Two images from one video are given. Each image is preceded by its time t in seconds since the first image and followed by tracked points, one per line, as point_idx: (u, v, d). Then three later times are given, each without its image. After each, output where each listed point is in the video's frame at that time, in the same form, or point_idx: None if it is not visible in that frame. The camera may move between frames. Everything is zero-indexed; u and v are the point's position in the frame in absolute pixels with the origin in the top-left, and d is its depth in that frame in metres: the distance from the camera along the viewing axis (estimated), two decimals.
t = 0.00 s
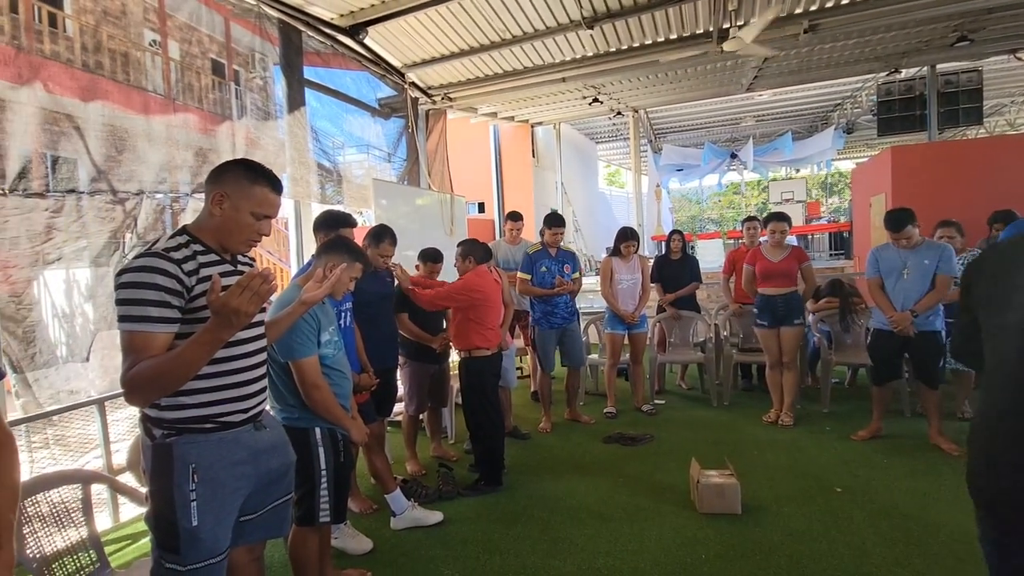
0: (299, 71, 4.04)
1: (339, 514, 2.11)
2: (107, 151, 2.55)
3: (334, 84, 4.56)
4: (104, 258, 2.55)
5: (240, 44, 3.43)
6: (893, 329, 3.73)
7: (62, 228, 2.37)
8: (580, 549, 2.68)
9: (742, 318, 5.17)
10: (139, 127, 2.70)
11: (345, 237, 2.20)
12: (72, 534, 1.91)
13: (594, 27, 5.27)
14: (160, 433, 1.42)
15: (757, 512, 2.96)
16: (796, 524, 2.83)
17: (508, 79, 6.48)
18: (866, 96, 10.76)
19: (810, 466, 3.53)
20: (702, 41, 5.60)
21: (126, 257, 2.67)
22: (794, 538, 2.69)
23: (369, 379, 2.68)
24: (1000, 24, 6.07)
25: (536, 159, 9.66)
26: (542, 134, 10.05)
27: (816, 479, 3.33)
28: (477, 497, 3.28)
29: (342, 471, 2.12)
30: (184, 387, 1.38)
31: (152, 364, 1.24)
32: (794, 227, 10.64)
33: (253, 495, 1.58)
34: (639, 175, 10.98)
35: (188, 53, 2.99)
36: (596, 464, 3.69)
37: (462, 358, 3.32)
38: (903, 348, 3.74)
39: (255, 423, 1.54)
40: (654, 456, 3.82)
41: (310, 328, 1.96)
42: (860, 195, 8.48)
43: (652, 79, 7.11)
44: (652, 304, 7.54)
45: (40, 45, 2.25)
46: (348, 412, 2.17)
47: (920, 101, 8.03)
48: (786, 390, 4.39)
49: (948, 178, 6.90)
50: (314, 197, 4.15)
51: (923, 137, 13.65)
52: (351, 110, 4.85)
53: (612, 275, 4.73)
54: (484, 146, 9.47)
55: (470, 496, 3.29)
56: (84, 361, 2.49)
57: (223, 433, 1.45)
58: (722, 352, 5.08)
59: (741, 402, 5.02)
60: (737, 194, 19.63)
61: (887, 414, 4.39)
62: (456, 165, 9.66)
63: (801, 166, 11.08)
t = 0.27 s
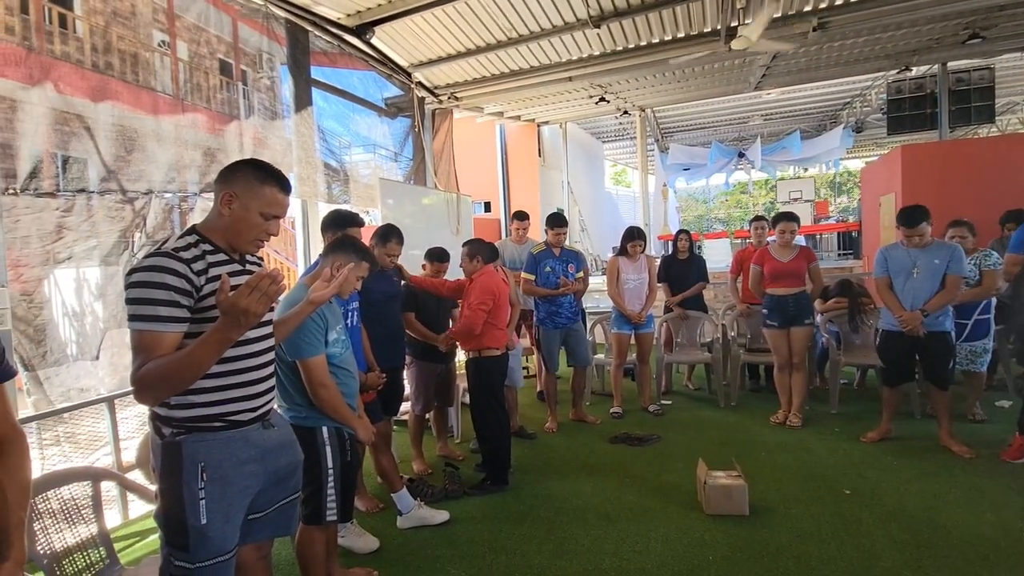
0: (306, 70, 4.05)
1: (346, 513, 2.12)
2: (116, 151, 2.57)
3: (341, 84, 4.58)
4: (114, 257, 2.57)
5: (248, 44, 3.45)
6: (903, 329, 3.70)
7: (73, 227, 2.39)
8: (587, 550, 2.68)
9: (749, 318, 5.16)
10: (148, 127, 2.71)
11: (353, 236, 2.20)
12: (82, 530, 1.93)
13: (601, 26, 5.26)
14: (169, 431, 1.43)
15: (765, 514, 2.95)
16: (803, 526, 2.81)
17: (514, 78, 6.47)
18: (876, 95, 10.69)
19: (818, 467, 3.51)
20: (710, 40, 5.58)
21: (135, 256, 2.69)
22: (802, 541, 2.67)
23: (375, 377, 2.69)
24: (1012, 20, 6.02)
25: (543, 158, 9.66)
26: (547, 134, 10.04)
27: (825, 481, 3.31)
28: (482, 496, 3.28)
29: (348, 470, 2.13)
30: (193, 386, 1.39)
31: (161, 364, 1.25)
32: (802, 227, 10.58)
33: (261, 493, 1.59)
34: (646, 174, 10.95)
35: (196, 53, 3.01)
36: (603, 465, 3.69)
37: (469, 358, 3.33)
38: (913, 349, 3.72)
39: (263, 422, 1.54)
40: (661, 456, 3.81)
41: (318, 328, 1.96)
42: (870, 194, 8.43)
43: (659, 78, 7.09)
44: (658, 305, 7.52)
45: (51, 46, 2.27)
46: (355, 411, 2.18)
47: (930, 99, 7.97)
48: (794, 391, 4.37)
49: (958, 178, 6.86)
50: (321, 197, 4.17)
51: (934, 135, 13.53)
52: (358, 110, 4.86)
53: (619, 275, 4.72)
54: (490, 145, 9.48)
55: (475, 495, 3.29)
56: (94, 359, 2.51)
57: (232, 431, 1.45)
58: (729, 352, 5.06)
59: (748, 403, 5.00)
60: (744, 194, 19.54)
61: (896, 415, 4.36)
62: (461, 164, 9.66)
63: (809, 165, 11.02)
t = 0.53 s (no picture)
0: (310, 70, 4.05)
1: (350, 511, 2.12)
2: (122, 151, 2.58)
3: (345, 83, 4.58)
4: (119, 256, 2.58)
5: (252, 44, 3.46)
6: (908, 329, 3.69)
7: (78, 226, 2.40)
8: (590, 549, 2.67)
9: (753, 318, 5.15)
10: (153, 126, 2.72)
11: (357, 236, 2.21)
12: (88, 528, 1.94)
13: (604, 25, 5.24)
14: (174, 430, 1.43)
15: (769, 514, 2.94)
16: (807, 526, 2.81)
17: (518, 77, 6.47)
18: (881, 93, 10.64)
19: (823, 468, 3.50)
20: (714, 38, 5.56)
21: (140, 255, 2.70)
22: (807, 541, 2.67)
23: (379, 377, 2.69)
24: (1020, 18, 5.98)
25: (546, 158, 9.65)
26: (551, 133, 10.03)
27: (829, 482, 3.30)
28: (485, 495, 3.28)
29: (352, 469, 2.14)
30: (197, 385, 1.39)
31: (166, 362, 1.26)
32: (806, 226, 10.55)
33: (265, 491, 1.59)
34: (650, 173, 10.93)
35: (201, 53, 3.02)
36: (606, 464, 3.68)
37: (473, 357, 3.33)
38: (918, 349, 3.70)
39: (267, 421, 1.55)
40: (665, 456, 3.81)
41: (321, 327, 1.96)
42: (875, 193, 8.39)
43: (663, 77, 7.07)
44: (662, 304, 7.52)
45: (57, 46, 2.28)
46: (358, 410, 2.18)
47: (936, 98, 7.93)
48: (798, 390, 4.36)
49: (964, 177, 6.82)
50: (324, 196, 4.17)
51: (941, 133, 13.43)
52: (362, 109, 4.86)
53: (622, 274, 4.72)
54: (494, 145, 9.48)
55: (478, 494, 3.30)
56: (100, 358, 2.52)
57: (237, 430, 1.46)
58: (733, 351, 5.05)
59: (752, 402, 4.99)
60: (748, 192, 19.49)
61: (901, 415, 4.35)
62: (465, 163, 9.66)
63: (814, 164, 10.98)
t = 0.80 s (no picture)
0: (311, 70, 4.05)
1: (350, 511, 2.12)
2: (123, 150, 2.58)
3: (346, 83, 4.58)
4: (120, 256, 2.58)
5: (253, 44, 3.46)
6: (910, 329, 3.68)
7: (80, 226, 2.40)
8: (590, 549, 2.67)
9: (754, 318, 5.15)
10: (154, 125, 2.72)
11: (357, 235, 2.21)
12: (89, 527, 1.94)
13: (605, 25, 5.24)
14: (175, 429, 1.43)
15: (769, 515, 2.94)
16: (808, 527, 2.80)
17: (519, 77, 6.46)
18: (883, 93, 10.62)
19: (825, 468, 3.50)
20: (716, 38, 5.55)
21: (141, 254, 2.70)
22: (807, 542, 2.66)
23: (379, 376, 2.69)
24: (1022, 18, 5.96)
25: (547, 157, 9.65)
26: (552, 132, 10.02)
27: (830, 482, 3.30)
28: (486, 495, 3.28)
29: (352, 468, 2.13)
30: (198, 384, 1.39)
31: (168, 361, 1.25)
32: (807, 226, 10.54)
33: (266, 491, 1.59)
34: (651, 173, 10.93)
35: (202, 52, 3.01)
36: (607, 465, 3.68)
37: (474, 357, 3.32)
38: (920, 349, 3.70)
39: (268, 420, 1.54)
40: (666, 456, 3.80)
41: (322, 327, 1.96)
42: (877, 193, 8.38)
43: (664, 76, 7.06)
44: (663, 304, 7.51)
45: (59, 46, 2.28)
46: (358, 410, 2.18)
47: (939, 97, 7.91)
48: (799, 391, 4.35)
49: (967, 177, 6.81)
50: (325, 196, 4.17)
51: (943, 133, 13.40)
52: (363, 109, 4.86)
53: (623, 274, 4.71)
54: (495, 144, 9.48)
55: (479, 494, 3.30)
56: (102, 357, 2.52)
57: (237, 430, 1.46)
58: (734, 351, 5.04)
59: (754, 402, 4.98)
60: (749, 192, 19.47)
61: (903, 416, 4.34)
62: (466, 163, 9.66)
63: (816, 163, 10.97)
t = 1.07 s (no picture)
0: (314, 74, 4.06)
1: (353, 516, 2.12)
2: (128, 155, 2.58)
3: (349, 86, 4.58)
4: (125, 261, 2.59)
5: (257, 47, 3.47)
6: (916, 333, 3.66)
7: (86, 230, 2.41)
8: (594, 554, 2.66)
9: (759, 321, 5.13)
10: (159, 130, 2.73)
11: (360, 240, 2.21)
12: (93, 530, 1.94)
13: (608, 27, 5.24)
14: (179, 435, 1.43)
15: (774, 519, 2.92)
16: (812, 532, 2.78)
17: (522, 80, 6.47)
18: (888, 94, 10.59)
19: (830, 473, 3.48)
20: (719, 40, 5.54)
21: (146, 258, 2.70)
22: (813, 547, 2.64)
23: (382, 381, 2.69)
24: None
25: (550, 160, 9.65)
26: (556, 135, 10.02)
27: (835, 487, 3.28)
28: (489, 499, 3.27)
29: (356, 473, 2.13)
30: (202, 390, 1.39)
31: (173, 366, 1.25)
32: (812, 228, 10.50)
33: (269, 496, 1.58)
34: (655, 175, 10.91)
35: (206, 56, 3.02)
36: (611, 469, 3.67)
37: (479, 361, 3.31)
38: (926, 353, 3.69)
39: (272, 426, 1.54)
40: (670, 460, 3.79)
41: (324, 332, 1.96)
42: (883, 195, 8.35)
43: (668, 78, 7.05)
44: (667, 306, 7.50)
45: (64, 51, 2.29)
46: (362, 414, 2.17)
47: (944, 98, 7.89)
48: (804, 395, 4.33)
49: (975, 178, 6.77)
50: (328, 199, 4.18)
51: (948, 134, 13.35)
52: (367, 112, 4.87)
53: (627, 277, 4.70)
54: (498, 147, 9.48)
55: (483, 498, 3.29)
56: (107, 361, 2.52)
57: (242, 435, 1.45)
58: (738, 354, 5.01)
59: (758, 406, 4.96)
60: (753, 194, 19.43)
61: (909, 420, 4.31)
62: (469, 165, 9.67)
63: (820, 165, 10.93)
